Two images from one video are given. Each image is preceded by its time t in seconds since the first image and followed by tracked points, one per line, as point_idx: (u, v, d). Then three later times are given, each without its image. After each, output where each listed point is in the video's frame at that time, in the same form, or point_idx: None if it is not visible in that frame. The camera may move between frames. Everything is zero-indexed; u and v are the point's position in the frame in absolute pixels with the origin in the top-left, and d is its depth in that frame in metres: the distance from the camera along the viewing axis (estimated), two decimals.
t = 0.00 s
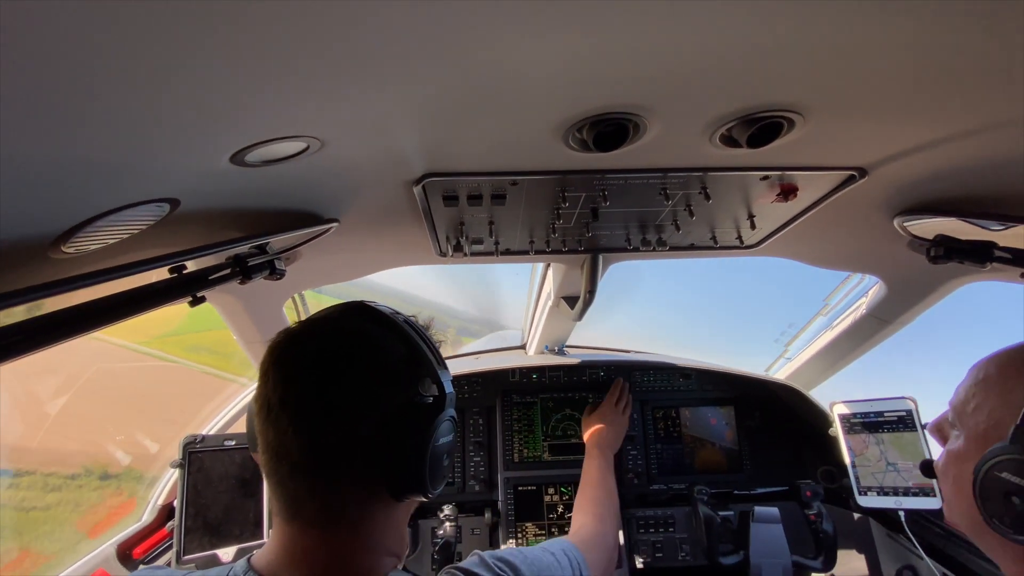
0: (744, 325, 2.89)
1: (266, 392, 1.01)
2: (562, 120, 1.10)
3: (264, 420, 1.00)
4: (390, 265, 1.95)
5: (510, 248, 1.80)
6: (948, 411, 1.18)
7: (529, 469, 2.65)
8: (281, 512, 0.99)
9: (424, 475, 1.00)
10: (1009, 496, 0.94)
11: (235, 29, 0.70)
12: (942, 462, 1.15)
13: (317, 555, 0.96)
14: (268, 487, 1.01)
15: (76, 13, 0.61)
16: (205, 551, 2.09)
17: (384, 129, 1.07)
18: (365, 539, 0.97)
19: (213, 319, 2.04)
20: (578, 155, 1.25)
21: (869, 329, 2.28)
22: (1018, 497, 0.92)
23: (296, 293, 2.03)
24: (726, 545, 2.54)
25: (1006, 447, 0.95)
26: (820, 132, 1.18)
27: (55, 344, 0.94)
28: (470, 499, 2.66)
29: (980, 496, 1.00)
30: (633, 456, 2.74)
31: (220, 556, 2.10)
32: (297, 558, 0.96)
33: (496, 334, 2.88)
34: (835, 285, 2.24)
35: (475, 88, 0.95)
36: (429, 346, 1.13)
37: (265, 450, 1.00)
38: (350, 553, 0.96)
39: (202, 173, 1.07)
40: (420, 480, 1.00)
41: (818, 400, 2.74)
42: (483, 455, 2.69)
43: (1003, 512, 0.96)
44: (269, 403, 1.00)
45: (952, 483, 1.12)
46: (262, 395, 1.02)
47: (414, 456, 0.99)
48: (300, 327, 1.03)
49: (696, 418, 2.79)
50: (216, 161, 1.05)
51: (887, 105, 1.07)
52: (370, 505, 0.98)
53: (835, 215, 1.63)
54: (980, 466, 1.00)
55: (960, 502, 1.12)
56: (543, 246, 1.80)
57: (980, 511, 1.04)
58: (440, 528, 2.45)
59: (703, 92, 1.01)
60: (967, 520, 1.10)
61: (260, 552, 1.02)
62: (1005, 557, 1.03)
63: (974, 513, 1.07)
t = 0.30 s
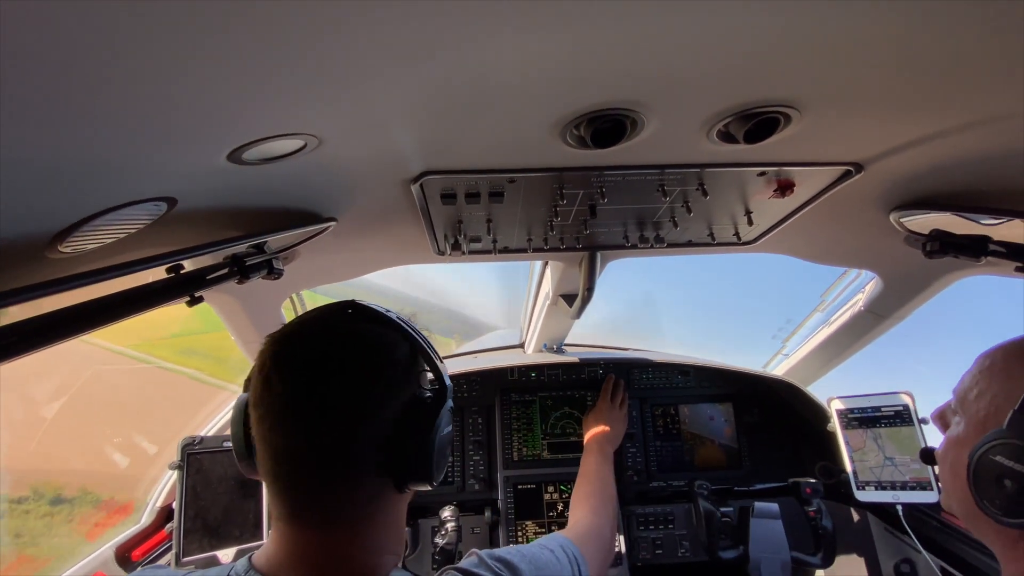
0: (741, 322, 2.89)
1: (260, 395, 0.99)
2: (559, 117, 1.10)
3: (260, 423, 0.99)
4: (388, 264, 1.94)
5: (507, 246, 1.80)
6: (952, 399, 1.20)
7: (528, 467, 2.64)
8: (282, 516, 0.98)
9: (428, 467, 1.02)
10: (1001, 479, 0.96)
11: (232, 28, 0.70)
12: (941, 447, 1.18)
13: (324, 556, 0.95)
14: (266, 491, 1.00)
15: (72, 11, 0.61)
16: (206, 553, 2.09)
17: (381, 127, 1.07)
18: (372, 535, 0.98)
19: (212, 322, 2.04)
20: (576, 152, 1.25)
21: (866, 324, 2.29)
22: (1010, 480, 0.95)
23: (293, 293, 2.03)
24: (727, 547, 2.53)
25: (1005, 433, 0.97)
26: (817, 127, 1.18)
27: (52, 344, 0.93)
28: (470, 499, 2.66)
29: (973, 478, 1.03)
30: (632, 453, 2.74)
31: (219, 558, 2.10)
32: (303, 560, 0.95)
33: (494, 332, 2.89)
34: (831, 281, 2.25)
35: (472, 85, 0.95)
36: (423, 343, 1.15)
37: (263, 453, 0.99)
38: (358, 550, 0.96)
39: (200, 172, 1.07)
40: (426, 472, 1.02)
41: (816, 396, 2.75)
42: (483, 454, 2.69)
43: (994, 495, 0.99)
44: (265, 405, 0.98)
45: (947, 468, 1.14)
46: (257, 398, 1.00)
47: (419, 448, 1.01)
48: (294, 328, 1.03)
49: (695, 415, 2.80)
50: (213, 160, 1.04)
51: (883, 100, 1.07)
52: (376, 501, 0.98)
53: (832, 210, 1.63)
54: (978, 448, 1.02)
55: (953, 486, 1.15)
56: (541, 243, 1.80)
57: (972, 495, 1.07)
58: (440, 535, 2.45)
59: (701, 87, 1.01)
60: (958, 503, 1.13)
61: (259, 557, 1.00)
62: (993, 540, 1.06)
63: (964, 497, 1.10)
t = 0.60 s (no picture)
0: (741, 321, 2.89)
1: (262, 393, 0.98)
2: (557, 117, 1.10)
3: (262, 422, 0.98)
4: (387, 265, 1.95)
5: (506, 246, 1.80)
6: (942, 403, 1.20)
7: (528, 467, 2.65)
8: (284, 517, 0.96)
9: (430, 459, 1.06)
10: (1002, 481, 0.97)
11: (233, 29, 0.71)
12: (938, 448, 1.18)
13: (331, 554, 0.95)
14: (266, 492, 0.98)
15: (73, 13, 0.61)
16: (206, 553, 2.10)
17: (380, 127, 1.08)
18: (378, 531, 0.99)
19: (210, 326, 2.04)
20: (574, 152, 1.25)
21: (865, 322, 2.30)
22: (1011, 481, 0.95)
23: (293, 294, 2.03)
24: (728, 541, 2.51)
25: (1002, 433, 0.98)
26: (814, 126, 1.19)
27: (52, 345, 0.93)
28: (470, 499, 2.65)
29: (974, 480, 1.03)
30: (631, 453, 2.74)
31: (219, 558, 2.10)
32: (310, 560, 0.94)
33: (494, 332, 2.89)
34: (829, 280, 2.26)
35: (471, 85, 0.96)
36: (417, 342, 1.19)
37: (265, 452, 0.98)
38: (366, 546, 0.97)
39: (199, 172, 1.07)
40: (427, 464, 1.07)
41: (815, 394, 2.75)
42: (483, 454, 2.69)
43: (994, 497, 0.99)
44: (269, 404, 0.97)
45: (946, 470, 1.15)
46: (258, 397, 0.99)
47: (422, 441, 1.06)
48: (295, 326, 1.02)
49: (694, 414, 2.81)
50: (213, 160, 1.05)
51: (879, 100, 1.08)
52: (383, 496, 1.00)
53: (830, 209, 1.64)
54: (975, 450, 1.03)
55: (951, 487, 1.15)
56: (540, 243, 1.80)
57: (971, 496, 1.07)
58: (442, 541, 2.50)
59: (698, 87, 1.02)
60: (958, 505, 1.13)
61: (255, 559, 0.99)
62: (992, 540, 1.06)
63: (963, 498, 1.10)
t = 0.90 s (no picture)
0: (741, 322, 2.89)
1: (264, 393, 0.98)
2: (558, 118, 1.10)
3: (265, 422, 0.98)
4: (388, 265, 1.95)
5: (507, 246, 1.80)
6: (911, 435, 1.17)
7: (528, 468, 2.65)
8: (285, 518, 0.96)
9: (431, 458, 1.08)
10: (1015, 505, 0.92)
11: (233, 30, 0.71)
12: (922, 482, 1.13)
13: (332, 555, 0.94)
14: (267, 493, 0.98)
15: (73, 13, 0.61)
16: (206, 553, 2.10)
17: (380, 127, 1.08)
18: (378, 530, 0.99)
19: (207, 331, 2.07)
20: (575, 152, 1.25)
21: (866, 323, 2.29)
22: None
23: (293, 294, 2.03)
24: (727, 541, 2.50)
25: (994, 456, 0.94)
26: (815, 127, 1.19)
27: (51, 345, 0.94)
28: (471, 500, 2.66)
29: (982, 509, 0.98)
30: (632, 454, 2.74)
31: (219, 558, 2.10)
32: (310, 562, 0.94)
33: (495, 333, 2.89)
34: (830, 281, 2.25)
35: (471, 86, 0.96)
36: (417, 342, 1.19)
37: (268, 453, 0.97)
38: (366, 545, 0.97)
39: (199, 173, 1.07)
40: (427, 463, 1.08)
41: (816, 395, 2.75)
42: (483, 455, 2.69)
43: (1008, 523, 0.93)
44: (271, 404, 0.97)
45: (942, 505, 1.08)
46: (259, 397, 0.98)
47: (423, 440, 1.07)
48: (296, 327, 1.02)
49: (695, 415, 2.80)
50: (213, 161, 1.05)
51: (880, 101, 1.07)
52: (385, 495, 1.00)
53: (831, 210, 1.64)
54: (974, 478, 0.97)
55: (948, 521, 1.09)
56: (541, 244, 1.80)
57: (982, 526, 1.01)
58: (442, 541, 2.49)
59: (699, 88, 1.01)
60: (963, 539, 1.06)
61: (255, 559, 0.99)
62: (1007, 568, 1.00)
63: (966, 529, 1.04)
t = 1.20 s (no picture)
0: (740, 325, 2.90)
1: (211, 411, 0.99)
2: (558, 120, 1.11)
3: (212, 440, 1.00)
4: (388, 266, 1.95)
5: (507, 247, 1.80)
6: (887, 445, 1.15)
7: (527, 469, 2.65)
8: (244, 529, 0.99)
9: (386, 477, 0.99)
10: (992, 514, 0.92)
11: (237, 30, 0.71)
12: (900, 494, 1.12)
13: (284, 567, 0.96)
14: (229, 503, 1.01)
15: (79, 11, 0.62)
16: (204, 553, 2.10)
17: (381, 128, 1.08)
18: (332, 547, 0.97)
19: (199, 335, 2.12)
20: (575, 155, 1.26)
21: (864, 326, 2.30)
22: (1002, 512, 0.91)
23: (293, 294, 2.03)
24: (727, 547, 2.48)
25: (966, 466, 0.94)
26: (814, 130, 1.19)
27: (54, 344, 0.94)
28: (469, 501, 2.64)
29: (959, 518, 0.98)
30: (631, 455, 2.74)
31: (217, 558, 2.11)
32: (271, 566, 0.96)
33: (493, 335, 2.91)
34: (829, 283, 2.26)
35: (472, 88, 0.96)
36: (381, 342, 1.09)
37: (220, 468, 1.00)
38: (318, 562, 0.96)
39: (201, 173, 1.08)
40: (391, 474, 1.02)
41: (814, 398, 2.76)
42: (482, 456, 2.68)
43: (986, 531, 0.94)
44: (215, 423, 0.98)
45: (922, 515, 1.07)
46: (205, 416, 1.00)
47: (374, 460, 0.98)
48: (248, 333, 1.01)
49: (694, 417, 2.81)
50: (215, 161, 1.05)
51: (879, 105, 1.08)
52: (333, 514, 0.97)
53: (830, 213, 1.64)
54: (950, 488, 0.98)
55: (928, 530, 1.09)
56: (540, 246, 1.81)
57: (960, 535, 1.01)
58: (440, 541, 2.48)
59: (700, 91, 1.02)
60: (945, 548, 1.06)
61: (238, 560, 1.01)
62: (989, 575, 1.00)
63: (947, 538, 1.04)
